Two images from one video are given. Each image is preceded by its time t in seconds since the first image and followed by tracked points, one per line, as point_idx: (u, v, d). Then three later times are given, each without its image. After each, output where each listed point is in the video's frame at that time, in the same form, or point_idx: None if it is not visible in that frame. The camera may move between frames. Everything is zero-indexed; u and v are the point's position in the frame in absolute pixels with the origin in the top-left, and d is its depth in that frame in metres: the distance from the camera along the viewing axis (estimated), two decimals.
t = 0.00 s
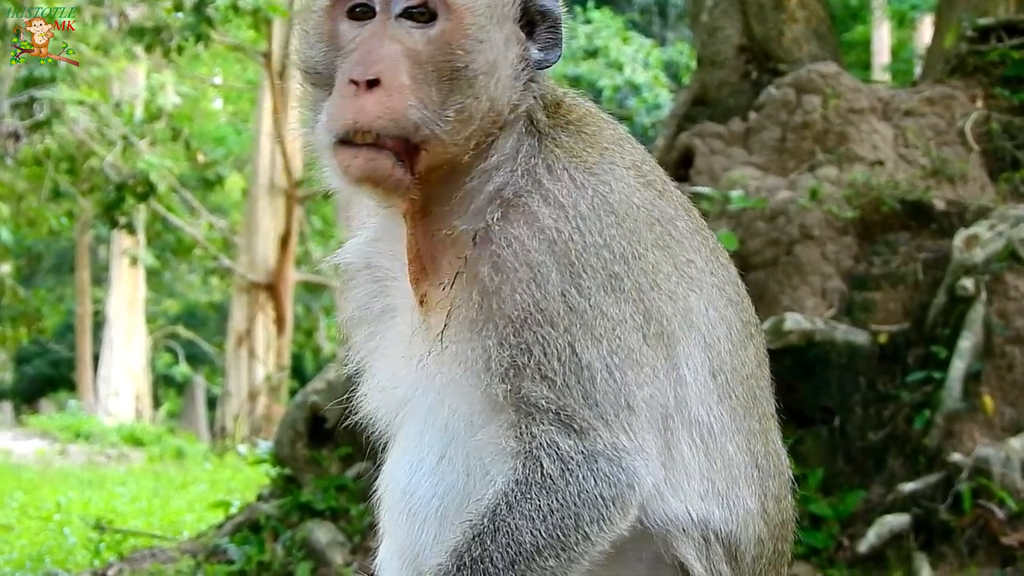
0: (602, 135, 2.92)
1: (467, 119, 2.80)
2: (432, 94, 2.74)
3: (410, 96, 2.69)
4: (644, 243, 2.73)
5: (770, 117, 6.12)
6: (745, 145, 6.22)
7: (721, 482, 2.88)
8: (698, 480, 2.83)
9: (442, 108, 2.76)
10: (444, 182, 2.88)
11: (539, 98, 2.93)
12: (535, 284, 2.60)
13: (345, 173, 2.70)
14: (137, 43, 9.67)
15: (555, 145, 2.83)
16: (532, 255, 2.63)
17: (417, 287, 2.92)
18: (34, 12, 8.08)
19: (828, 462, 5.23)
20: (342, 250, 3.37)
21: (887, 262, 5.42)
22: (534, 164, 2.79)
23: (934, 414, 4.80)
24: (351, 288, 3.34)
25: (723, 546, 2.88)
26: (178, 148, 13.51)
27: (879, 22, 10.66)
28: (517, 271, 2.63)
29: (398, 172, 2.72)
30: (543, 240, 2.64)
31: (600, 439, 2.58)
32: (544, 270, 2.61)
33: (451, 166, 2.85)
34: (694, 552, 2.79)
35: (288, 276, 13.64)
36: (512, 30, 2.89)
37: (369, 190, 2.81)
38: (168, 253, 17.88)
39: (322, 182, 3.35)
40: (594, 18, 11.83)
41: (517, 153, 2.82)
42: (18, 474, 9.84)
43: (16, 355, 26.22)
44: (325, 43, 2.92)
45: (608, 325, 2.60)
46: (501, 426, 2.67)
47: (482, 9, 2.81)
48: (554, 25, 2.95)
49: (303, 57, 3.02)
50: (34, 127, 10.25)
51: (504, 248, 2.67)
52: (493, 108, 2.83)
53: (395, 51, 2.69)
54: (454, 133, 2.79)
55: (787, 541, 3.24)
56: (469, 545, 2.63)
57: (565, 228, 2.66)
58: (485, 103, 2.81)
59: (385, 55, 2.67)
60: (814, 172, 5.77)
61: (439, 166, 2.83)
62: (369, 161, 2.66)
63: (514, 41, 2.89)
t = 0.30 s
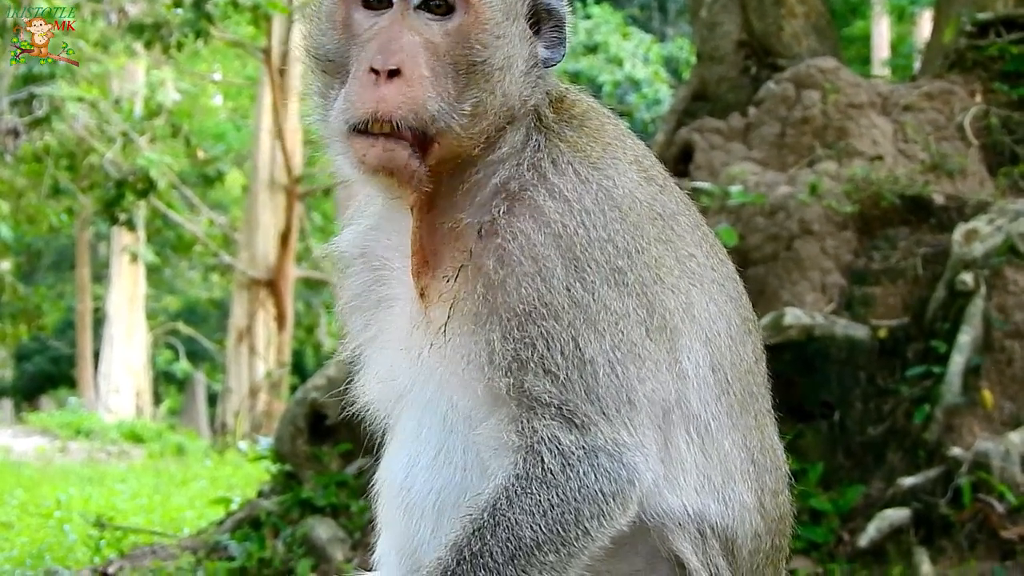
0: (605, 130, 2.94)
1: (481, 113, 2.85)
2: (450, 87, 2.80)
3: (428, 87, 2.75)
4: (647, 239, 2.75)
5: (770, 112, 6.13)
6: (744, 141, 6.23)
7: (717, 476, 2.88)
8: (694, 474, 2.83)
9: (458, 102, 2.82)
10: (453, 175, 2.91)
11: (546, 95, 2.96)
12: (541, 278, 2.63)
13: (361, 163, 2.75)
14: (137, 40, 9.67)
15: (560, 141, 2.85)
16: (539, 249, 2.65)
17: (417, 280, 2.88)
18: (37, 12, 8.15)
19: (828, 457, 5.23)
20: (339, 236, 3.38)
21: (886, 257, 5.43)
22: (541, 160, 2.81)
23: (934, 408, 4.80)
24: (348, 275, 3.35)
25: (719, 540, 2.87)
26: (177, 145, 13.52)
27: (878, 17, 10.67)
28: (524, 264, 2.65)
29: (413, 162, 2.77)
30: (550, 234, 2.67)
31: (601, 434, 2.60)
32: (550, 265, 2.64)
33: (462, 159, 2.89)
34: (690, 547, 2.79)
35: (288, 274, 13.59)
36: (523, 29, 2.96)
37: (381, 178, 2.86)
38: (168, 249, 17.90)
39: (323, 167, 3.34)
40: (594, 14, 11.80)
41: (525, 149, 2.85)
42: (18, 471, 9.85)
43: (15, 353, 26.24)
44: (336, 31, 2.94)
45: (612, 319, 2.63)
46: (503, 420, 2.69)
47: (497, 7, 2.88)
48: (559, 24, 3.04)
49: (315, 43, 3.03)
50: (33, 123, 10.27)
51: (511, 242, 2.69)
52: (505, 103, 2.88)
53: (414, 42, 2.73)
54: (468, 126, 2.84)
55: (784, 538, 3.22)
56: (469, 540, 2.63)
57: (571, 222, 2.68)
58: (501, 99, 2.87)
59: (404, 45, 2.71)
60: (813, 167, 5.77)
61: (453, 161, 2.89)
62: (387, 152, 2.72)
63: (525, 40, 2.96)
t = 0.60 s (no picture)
0: (611, 131, 2.93)
1: (525, 115, 2.81)
2: (498, 88, 2.78)
3: (479, 84, 2.72)
4: (653, 247, 2.77)
5: (764, 110, 6.11)
6: (738, 138, 6.22)
7: (713, 479, 2.87)
8: (689, 477, 2.82)
9: (504, 101, 2.78)
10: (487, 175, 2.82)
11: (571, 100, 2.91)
12: (554, 284, 2.65)
13: (407, 155, 2.71)
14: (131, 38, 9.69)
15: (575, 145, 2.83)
16: (550, 256, 2.67)
17: (420, 271, 2.83)
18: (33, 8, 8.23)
19: (824, 455, 5.23)
20: (330, 218, 3.38)
21: (880, 254, 5.41)
22: (554, 164, 2.78)
23: (930, 406, 4.81)
24: (336, 257, 3.38)
25: (714, 539, 2.87)
26: (173, 143, 13.53)
27: (872, 15, 10.68)
28: (537, 271, 2.66)
29: (457, 158, 2.72)
30: (562, 241, 2.68)
31: (603, 444, 2.65)
32: (562, 272, 2.65)
33: (498, 158, 2.81)
34: (685, 549, 2.79)
35: (282, 270, 13.71)
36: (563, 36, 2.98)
37: (415, 171, 2.80)
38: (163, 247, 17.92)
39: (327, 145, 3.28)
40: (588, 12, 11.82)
41: (538, 154, 2.80)
42: (13, 470, 9.86)
43: (12, 350, 26.28)
44: (376, 12, 2.86)
45: (618, 328, 2.66)
46: (505, 426, 2.71)
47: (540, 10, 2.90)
48: (581, 32, 3.04)
49: (349, 20, 2.96)
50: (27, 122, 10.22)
51: (523, 246, 2.70)
52: (545, 106, 2.83)
53: (467, 37, 2.72)
54: (512, 127, 2.79)
55: (778, 537, 3.22)
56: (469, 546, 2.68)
57: (583, 230, 2.69)
58: (541, 104, 2.83)
59: (460, 40, 2.70)
60: (807, 165, 5.77)
61: (481, 158, 2.82)
62: (437, 146, 2.69)
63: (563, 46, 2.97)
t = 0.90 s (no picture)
0: (620, 161, 3.02)
1: (553, 138, 2.90)
2: (529, 112, 2.86)
3: (513, 106, 2.77)
4: (660, 278, 2.87)
5: (758, 130, 6.13)
6: (732, 158, 6.24)
7: (710, 499, 2.93)
8: (689, 498, 2.87)
9: (536, 125, 2.86)
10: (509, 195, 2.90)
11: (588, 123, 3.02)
12: (569, 314, 2.75)
13: (439, 177, 2.76)
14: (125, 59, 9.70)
15: (588, 175, 2.93)
16: (565, 286, 2.76)
17: (428, 282, 2.89)
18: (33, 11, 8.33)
19: (819, 474, 5.24)
20: (330, 208, 3.40)
21: (875, 274, 5.41)
22: (569, 195, 2.89)
23: (925, 425, 4.78)
24: (335, 249, 3.41)
25: (711, 561, 2.90)
26: (167, 165, 13.56)
27: (865, 34, 10.75)
28: (554, 300, 2.76)
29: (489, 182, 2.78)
30: (576, 272, 2.78)
31: (606, 473, 2.71)
32: (578, 303, 2.75)
33: (523, 178, 2.89)
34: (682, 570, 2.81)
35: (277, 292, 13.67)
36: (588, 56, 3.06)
37: (443, 192, 2.83)
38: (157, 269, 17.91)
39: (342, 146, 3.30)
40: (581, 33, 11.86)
41: (555, 183, 2.91)
42: (6, 492, 9.82)
43: (6, 372, 26.23)
44: (406, 28, 2.88)
45: (626, 358, 2.75)
46: (509, 452, 2.79)
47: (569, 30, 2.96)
48: (601, 46, 3.16)
49: (378, 35, 2.97)
50: (21, 143, 10.45)
51: (540, 276, 2.79)
52: (570, 130, 2.94)
53: (500, 58, 2.76)
54: (541, 151, 2.88)
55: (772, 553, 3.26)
56: (469, 568, 2.74)
57: (596, 262, 2.79)
58: (568, 127, 2.93)
59: (493, 61, 2.73)
60: (801, 185, 5.78)
61: (512, 176, 2.88)
62: (469, 170, 2.74)
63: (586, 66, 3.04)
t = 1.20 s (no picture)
0: (622, 176, 3.02)
1: (552, 156, 2.89)
2: (527, 130, 2.84)
3: (511, 124, 2.76)
4: (663, 295, 2.87)
5: (757, 143, 6.13)
6: (731, 171, 6.23)
7: (712, 513, 2.93)
8: (690, 514, 2.88)
9: (535, 143, 2.86)
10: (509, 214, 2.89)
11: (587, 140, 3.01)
12: (569, 331, 2.74)
13: (439, 198, 2.74)
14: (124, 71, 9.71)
15: (588, 190, 2.92)
16: (566, 303, 2.76)
17: (431, 299, 2.88)
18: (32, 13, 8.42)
19: (817, 487, 5.23)
20: (330, 218, 3.36)
21: (874, 286, 5.41)
22: (570, 210, 2.88)
23: (924, 438, 4.76)
24: (336, 257, 3.35)
25: None
26: (165, 176, 13.58)
27: (864, 46, 10.77)
28: (555, 317, 2.76)
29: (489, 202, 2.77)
30: (578, 289, 2.77)
31: (607, 490, 2.72)
32: (579, 320, 2.75)
33: (523, 196, 2.88)
34: None
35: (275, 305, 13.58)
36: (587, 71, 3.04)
37: (443, 212, 2.82)
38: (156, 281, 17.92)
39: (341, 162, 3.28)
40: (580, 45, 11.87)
41: (556, 199, 2.90)
42: (5, 503, 9.81)
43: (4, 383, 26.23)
44: (404, 49, 2.88)
45: (628, 376, 2.75)
46: (511, 469, 2.79)
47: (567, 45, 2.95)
48: (601, 58, 3.13)
49: (376, 55, 2.97)
50: (20, 155, 10.64)
51: (541, 293, 2.78)
52: (570, 147, 2.92)
53: (497, 77, 2.75)
54: (540, 169, 2.87)
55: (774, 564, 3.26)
56: None
57: (598, 277, 2.79)
58: (567, 143, 2.92)
59: (491, 80, 2.73)
60: (800, 198, 5.77)
61: (511, 195, 2.87)
62: (470, 189, 2.72)
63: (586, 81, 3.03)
